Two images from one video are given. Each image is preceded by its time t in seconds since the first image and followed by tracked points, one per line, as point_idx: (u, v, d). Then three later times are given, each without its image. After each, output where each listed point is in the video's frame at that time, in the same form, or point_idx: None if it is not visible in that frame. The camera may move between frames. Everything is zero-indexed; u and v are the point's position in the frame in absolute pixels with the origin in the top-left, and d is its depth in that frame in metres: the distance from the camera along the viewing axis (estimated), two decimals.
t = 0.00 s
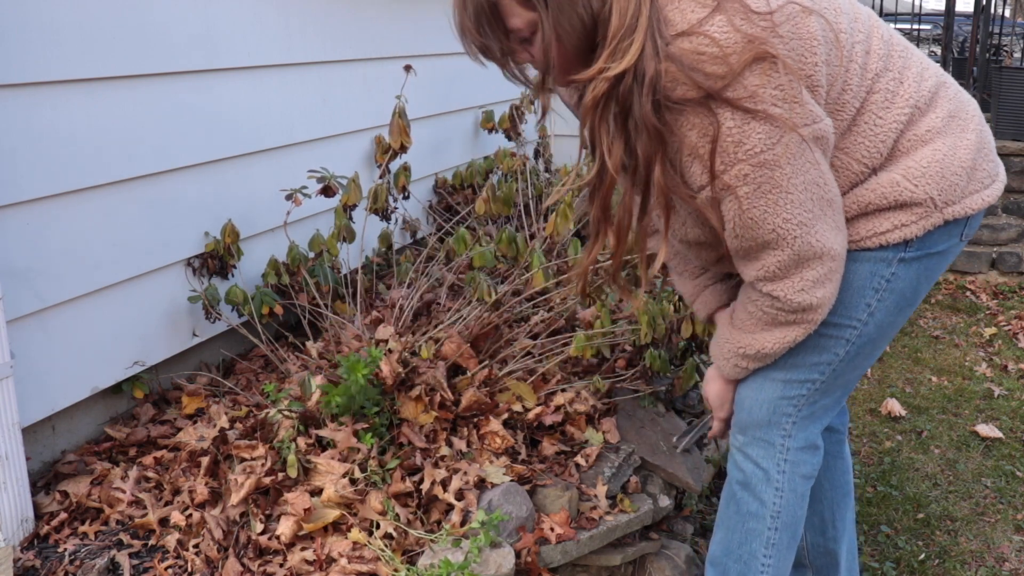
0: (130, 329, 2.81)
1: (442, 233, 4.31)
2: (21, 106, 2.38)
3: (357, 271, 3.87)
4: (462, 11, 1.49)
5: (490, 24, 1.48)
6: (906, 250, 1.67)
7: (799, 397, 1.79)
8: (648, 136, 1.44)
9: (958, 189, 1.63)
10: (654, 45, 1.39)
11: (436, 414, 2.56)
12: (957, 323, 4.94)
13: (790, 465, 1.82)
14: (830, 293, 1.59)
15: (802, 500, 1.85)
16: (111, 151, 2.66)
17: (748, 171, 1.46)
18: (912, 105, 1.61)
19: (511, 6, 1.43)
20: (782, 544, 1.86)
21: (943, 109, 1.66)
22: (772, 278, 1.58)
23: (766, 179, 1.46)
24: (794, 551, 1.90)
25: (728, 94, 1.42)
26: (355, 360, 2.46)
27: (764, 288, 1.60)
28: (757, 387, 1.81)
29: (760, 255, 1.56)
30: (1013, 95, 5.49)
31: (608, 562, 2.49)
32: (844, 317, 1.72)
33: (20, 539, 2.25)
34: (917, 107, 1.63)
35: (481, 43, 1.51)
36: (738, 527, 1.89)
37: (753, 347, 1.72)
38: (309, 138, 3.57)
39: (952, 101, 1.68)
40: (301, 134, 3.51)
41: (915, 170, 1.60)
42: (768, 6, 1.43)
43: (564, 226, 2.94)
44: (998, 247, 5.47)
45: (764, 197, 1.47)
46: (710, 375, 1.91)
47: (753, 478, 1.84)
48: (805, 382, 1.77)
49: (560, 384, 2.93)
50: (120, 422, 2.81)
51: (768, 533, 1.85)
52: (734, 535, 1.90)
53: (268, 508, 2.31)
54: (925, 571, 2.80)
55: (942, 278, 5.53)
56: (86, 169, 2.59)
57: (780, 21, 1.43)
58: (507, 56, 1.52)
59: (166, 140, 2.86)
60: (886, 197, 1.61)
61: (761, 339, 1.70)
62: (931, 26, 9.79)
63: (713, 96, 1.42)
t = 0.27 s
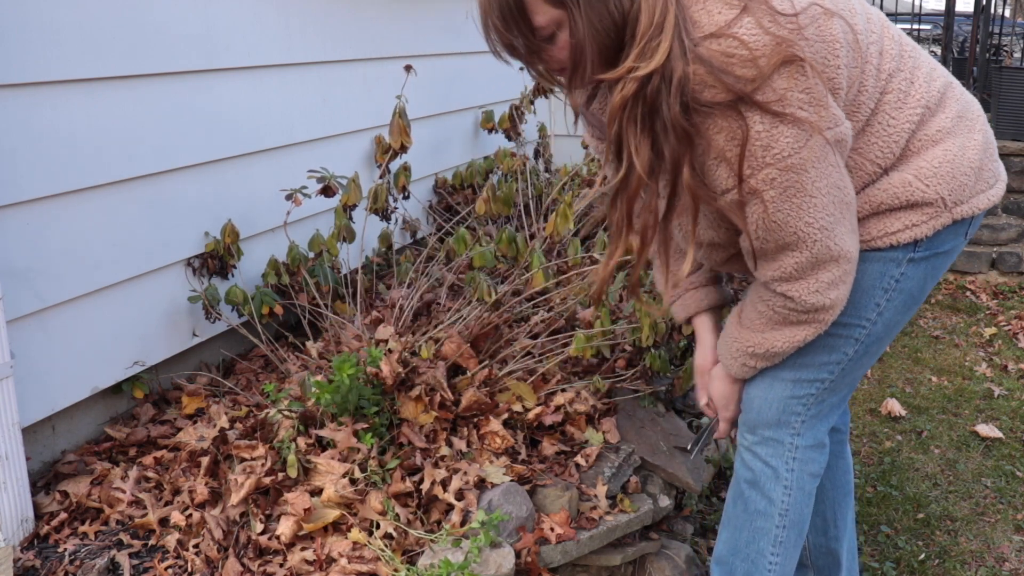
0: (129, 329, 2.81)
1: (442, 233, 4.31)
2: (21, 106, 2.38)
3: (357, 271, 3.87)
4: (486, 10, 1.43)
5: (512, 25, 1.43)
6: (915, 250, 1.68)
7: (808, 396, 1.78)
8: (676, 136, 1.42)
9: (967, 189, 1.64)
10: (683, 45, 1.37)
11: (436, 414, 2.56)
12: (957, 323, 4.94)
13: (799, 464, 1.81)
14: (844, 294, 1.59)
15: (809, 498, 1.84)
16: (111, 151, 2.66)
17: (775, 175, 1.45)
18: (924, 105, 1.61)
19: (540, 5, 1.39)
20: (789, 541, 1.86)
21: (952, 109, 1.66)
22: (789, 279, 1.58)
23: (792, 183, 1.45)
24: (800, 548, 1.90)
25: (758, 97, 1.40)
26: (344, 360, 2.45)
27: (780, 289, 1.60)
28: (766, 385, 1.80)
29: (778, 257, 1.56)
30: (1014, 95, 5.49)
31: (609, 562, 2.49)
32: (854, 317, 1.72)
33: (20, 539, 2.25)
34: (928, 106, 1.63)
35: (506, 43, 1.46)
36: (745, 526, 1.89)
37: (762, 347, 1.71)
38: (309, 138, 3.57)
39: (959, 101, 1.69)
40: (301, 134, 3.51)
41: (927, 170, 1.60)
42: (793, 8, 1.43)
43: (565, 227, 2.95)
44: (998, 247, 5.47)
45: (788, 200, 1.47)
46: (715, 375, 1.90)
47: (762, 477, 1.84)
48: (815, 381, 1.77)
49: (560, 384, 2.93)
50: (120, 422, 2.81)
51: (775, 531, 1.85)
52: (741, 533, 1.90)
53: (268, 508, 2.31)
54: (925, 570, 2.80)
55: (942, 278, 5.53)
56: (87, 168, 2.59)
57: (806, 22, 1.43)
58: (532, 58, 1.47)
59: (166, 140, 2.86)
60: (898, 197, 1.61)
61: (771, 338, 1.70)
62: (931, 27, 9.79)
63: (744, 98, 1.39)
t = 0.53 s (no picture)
0: (129, 329, 2.81)
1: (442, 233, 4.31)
2: (21, 106, 2.38)
3: (357, 271, 3.87)
4: (479, 36, 1.32)
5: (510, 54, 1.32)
6: (921, 251, 1.68)
7: (813, 400, 1.77)
8: (692, 161, 1.38)
9: (972, 188, 1.64)
10: (692, 67, 1.31)
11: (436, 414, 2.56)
12: (957, 323, 4.94)
13: (803, 467, 1.81)
14: (856, 304, 1.58)
15: (811, 501, 1.85)
16: (111, 151, 2.67)
17: (793, 190, 1.41)
18: (926, 106, 1.61)
19: (538, 34, 1.30)
20: (792, 545, 1.86)
21: (953, 107, 1.66)
22: (802, 293, 1.55)
23: (808, 197, 1.42)
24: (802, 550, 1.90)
25: (773, 112, 1.35)
26: (349, 360, 2.46)
27: (793, 302, 1.58)
28: (771, 390, 1.78)
29: (792, 272, 1.53)
30: (1013, 95, 5.49)
31: (609, 563, 2.49)
32: (861, 320, 1.71)
33: (20, 539, 2.25)
34: (930, 107, 1.62)
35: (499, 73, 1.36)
36: (748, 530, 1.88)
37: (768, 354, 1.70)
38: (309, 138, 3.57)
39: (958, 99, 1.68)
40: (301, 134, 3.51)
41: (933, 172, 1.59)
42: (798, 16, 1.35)
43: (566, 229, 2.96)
44: (998, 247, 5.47)
45: (805, 215, 1.43)
46: (713, 376, 1.89)
47: (765, 482, 1.83)
48: (820, 385, 1.76)
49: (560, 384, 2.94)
50: (120, 422, 2.81)
51: (778, 535, 1.85)
52: (743, 536, 1.89)
53: (268, 508, 2.31)
54: (925, 570, 2.80)
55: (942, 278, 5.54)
56: (87, 168, 2.59)
57: (813, 32, 1.35)
58: (530, 86, 1.38)
59: (166, 141, 2.86)
60: (905, 199, 1.60)
61: (779, 346, 1.68)
62: (931, 27, 9.79)
63: (758, 113, 1.34)
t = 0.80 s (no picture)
0: (129, 329, 2.81)
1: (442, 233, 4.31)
2: (22, 106, 2.38)
3: (357, 271, 3.87)
4: (460, 79, 1.28)
5: (492, 95, 1.28)
6: (919, 251, 1.68)
7: (811, 405, 1.77)
8: (701, 193, 1.35)
9: (968, 184, 1.65)
10: (691, 95, 1.27)
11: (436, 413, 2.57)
12: (957, 323, 4.94)
13: (802, 474, 1.81)
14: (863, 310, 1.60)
15: (811, 506, 1.85)
16: (111, 151, 2.66)
17: (806, 202, 1.41)
18: (919, 104, 1.60)
19: (520, 72, 1.26)
20: (793, 551, 1.87)
21: (943, 104, 1.66)
22: (814, 306, 1.56)
23: (821, 208, 1.42)
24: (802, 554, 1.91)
25: (780, 123, 1.34)
26: (351, 360, 2.47)
27: (803, 315, 1.58)
28: (769, 399, 1.78)
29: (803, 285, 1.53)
30: (1013, 95, 5.49)
31: (609, 563, 2.49)
32: (862, 322, 1.72)
33: (20, 539, 2.25)
34: (923, 104, 1.61)
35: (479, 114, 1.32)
36: (748, 538, 1.88)
37: (771, 365, 1.70)
38: (309, 138, 3.57)
39: (946, 95, 1.69)
40: (301, 134, 3.51)
41: (931, 170, 1.59)
42: (789, 24, 1.34)
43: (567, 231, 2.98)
44: (998, 247, 5.47)
45: (818, 226, 1.43)
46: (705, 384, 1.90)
47: (764, 490, 1.83)
48: (818, 389, 1.76)
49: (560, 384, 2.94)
50: (120, 422, 2.81)
51: (779, 542, 1.85)
52: (744, 544, 1.89)
53: (268, 508, 2.30)
54: (925, 571, 2.80)
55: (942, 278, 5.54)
56: (87, 168, 2.59)
57: (807, 37, 1.35)
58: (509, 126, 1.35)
59: (166, 140, 2.86)
60: (906, 200, 1.60)
61: (785, 357, 1.68)
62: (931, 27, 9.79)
63: (766, 128, 1.33)
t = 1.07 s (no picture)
0: (129, 329, 2.81)
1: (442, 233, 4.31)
2: (22, 106, 2.39)
3: (357, 271, 3.87)
4: (454, 82, 1.28)
5: (485, 96, 1.28)
6: (912, 250, 1.69)
7: (804, 406, 1.77)
8: (712, 198, 1.34)
9: (960, 181, 1.65)
10: (698, 100, 1.27)
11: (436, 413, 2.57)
12: (957, 323, 4.94)
13: (797, 475, 1.81)
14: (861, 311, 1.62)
15: (805, 507, 1.86)
16: (111, 151, 2.67)
17: (817, 205, 1.42)
18: (911, 102, 1.60)
19: (516, 76, 1.25)
20: (789, 551, 1.88)
21: (933, 101, 1.66)
22: (817, 309, 1.57)
23: (830, 210, 1.42)
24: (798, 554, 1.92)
25: (791, 126, 1.34)
26: (349, 360, 2.48)
27: (806, 318, 1.59)
28: (763, 402, 1.78)
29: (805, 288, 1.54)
30: (1014, 95, 5.48)
31: (609, 563, 2.49)
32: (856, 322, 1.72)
33: (20, 540, 2.25)
34: (915, 102, 1.61)
35: (474, 119, 1.32)
36: (744, 541, 1.88)
37: (769, 369, 1.70)
38: (309, 138, 3.57)
39: (935, 91, 1.69)
40: (301, 135, 3.51)
41: (925, 168, 1.59)
42: (795, 22, 1.34)
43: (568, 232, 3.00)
44: (998, 247, 5.47)
45: (827, 228, 1.44)
46: (696, 388, 1.90)
47: (759, 493, 1.83)
48: (811, 390, 1.76)
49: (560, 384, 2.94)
50: (120, 422, 2.81)
51: (775, 544, 1.86)
52: (740, 547, 1.89)
53: (268, 508, 2.30)
54: (925, 571, 2.80)
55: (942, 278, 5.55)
56: (87, 168, 2.59)
57: (813, 36, 1.35)
58: (506, 130, 1.35)
59: (166, 141, 2.86)
60: (901, 199, 1.60)
61: (783, 359, 1.69)
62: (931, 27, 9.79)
63: (778, 130, 1.33)
